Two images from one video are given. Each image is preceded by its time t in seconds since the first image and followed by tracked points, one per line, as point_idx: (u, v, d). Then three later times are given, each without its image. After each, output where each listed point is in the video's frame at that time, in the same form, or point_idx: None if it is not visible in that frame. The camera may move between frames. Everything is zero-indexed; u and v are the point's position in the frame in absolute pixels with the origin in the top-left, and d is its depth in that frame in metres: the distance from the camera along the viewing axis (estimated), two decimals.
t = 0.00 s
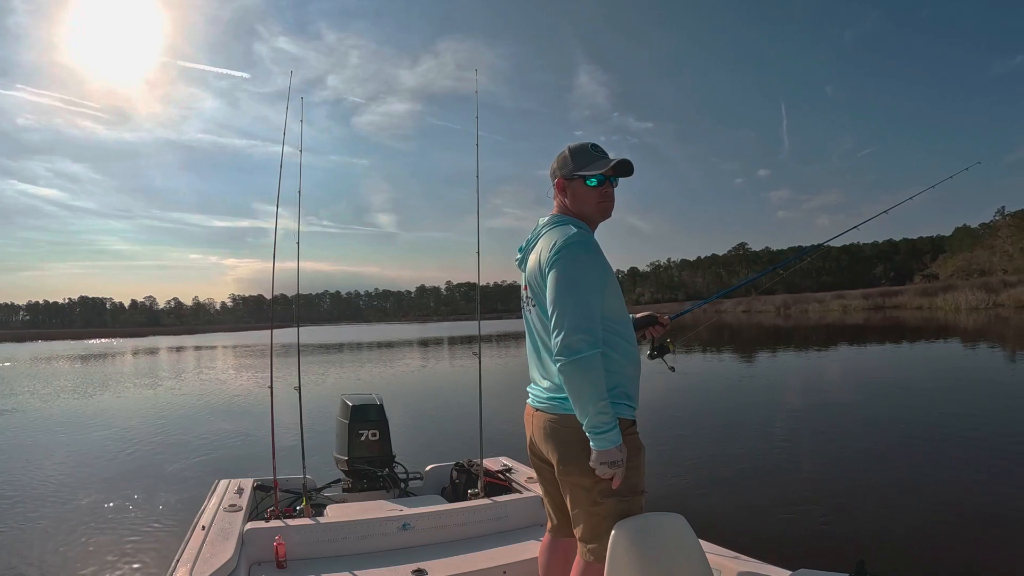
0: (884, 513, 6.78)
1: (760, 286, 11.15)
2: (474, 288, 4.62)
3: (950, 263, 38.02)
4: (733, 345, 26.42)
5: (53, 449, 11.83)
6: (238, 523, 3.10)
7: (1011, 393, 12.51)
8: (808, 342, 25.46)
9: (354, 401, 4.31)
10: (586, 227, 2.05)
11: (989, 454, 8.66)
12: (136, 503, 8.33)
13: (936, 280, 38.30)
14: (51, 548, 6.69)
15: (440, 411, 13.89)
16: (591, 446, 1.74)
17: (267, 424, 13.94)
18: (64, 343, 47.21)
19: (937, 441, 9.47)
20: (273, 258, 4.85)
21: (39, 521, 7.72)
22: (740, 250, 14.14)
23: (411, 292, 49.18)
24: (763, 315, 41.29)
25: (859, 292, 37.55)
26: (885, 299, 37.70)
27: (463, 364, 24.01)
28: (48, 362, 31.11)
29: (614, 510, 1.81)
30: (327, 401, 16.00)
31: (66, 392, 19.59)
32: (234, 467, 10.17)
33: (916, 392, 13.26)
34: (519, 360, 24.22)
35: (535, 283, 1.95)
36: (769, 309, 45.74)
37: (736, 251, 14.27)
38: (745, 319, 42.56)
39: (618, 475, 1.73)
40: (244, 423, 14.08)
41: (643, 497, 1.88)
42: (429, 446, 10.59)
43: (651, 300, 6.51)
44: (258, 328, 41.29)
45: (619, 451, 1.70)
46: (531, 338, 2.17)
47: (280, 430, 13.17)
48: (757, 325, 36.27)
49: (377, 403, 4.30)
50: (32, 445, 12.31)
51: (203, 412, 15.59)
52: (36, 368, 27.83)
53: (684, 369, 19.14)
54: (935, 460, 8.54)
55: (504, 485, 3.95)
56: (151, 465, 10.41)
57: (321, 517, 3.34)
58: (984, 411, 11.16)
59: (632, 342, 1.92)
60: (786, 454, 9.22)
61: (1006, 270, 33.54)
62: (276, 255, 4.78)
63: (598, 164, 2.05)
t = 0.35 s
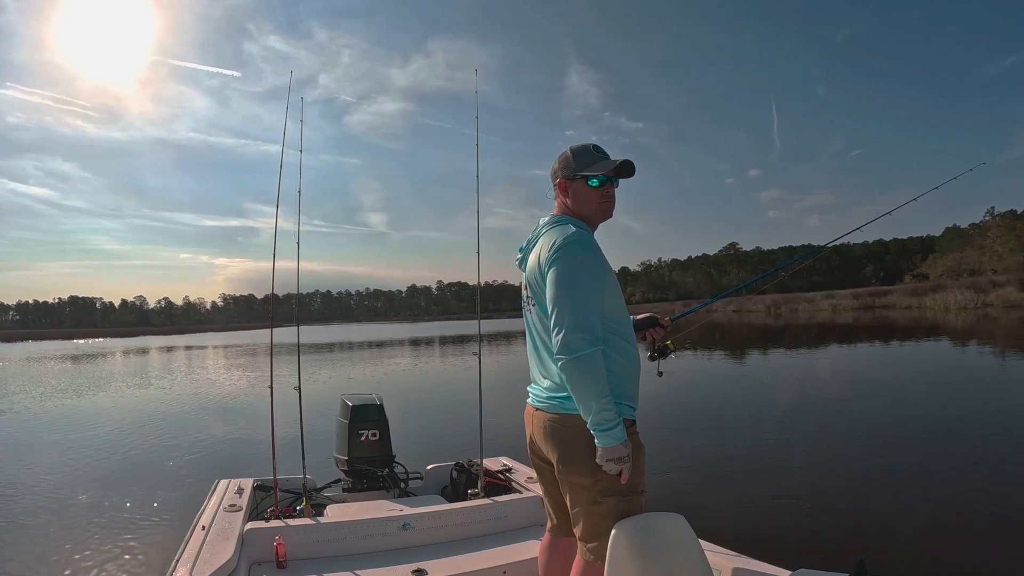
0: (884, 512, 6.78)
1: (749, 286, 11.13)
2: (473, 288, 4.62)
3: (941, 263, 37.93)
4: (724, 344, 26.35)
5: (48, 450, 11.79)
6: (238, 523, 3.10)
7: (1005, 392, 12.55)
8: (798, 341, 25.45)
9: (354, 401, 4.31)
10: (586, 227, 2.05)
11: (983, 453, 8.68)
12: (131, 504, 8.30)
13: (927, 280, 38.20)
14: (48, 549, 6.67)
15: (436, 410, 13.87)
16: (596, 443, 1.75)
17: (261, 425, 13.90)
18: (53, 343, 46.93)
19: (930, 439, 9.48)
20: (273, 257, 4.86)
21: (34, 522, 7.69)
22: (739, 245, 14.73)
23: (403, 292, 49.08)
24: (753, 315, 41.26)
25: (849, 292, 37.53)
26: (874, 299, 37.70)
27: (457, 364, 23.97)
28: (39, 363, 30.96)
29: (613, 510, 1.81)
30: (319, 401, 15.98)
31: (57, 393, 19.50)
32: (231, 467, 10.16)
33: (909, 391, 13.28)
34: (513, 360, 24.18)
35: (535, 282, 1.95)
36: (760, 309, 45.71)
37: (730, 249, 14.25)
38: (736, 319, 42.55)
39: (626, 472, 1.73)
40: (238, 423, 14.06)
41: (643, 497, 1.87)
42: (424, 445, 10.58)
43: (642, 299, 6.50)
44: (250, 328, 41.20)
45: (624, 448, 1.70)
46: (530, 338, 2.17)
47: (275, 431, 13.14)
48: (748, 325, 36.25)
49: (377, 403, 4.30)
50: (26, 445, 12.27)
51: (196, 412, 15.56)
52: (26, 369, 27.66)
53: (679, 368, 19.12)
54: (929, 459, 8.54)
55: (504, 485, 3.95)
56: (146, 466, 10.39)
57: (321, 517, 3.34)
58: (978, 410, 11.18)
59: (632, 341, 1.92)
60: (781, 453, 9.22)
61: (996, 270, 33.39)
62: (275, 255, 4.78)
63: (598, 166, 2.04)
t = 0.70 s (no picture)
0: (884, 511, 6.78)
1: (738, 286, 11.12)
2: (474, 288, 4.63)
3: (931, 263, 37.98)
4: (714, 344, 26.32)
5: (44, 450, 11.75)
6: (238, 523, 3.10)
7: (1000, 391, 12.59)
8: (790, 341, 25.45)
9: (354, 401, 4.31)
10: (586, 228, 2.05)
11: (977, 452, 8.70)
12: (126, 504, 8.28)
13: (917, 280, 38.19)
14: (45, 549, 6.65)
15: (432, 410, 13.85)
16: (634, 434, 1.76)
17: (254, 425, 13.86)
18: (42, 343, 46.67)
19: (924, 438, 9.50)
20: (274, 257, 4.85)
21: (29, 522, 7.65)
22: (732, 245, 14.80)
23: (396, 292, 48.99)
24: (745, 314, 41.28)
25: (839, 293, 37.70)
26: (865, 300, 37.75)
27: (452, 364, 23.93)
28: (28, 363, 30.79)
29: (615, 509, 1.81)
30: (312, 402, 15.96)
31: (49, 393, 19.41)
32: (228, 467, 10.15)
33: (903, 390, 13.31)
34: (508, 359, 24.14)
35: (539, 286, 1.93)
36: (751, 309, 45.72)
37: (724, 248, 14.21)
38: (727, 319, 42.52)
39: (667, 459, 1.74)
40: (233, 423, 14.03)
41: (644, 496, 1.87)
42: (419, 445, 10.56)
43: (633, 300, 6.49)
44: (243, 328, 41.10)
45: (664, 432, 1.73)
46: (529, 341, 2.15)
47: (269, 432, 13.12)
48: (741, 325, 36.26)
49: (377, 403, 4.30)
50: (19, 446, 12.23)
51: (189, 412, 15.51)
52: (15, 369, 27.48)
53: (674, 368, 19.09)
54: (924, 458, 8.56)
55: (504, 486, 3.95)
56: (141, 466, 10.35)
57: (321, 517, 3.34)
58: (971, 409, 11.21)
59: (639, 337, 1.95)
60: (779, 453, 9.21)
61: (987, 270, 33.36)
62: (275, 255, 4.78)
63: (607, 168, 2.10)
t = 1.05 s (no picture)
0: (883, 510, 6.80)
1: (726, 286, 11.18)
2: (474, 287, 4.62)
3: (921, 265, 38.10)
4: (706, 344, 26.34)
5: (40, 450, 11.72)
6: (238, 523, 3.10)
7: (994, 391, 12.68)
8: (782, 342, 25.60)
9: (354, 400, 4.31)
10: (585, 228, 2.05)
11: (971, 452, 8.75)
12: (123, 505, 8.27)
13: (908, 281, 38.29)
14: (43, 551, 6.63)
15: (427, 411, 13.86)
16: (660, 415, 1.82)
17: (249, 425, 13.86)
18: (34, 343, 46.48)
19: (917, 438, 9.56)
20: (273, 257, 4.85)
21: (26, 523, 7.63)
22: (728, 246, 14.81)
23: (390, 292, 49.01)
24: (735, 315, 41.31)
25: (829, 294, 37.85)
26: (855, 300, 37.93)
27: (447, 364, 23.94)
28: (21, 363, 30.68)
29: (618, 509, 1.81)
30: (306, 403, 15.97)
31: (42, 394, 19.37)
32: (226, 467, 10.16)
33: (896, 390, 13.36)
34: (503, 360, 24.13)
35: (544, 287, 1.91)
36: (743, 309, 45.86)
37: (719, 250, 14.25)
38: (719, 319, 42.67)
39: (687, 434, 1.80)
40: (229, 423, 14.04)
41: (645, 495, 1.87)
42: (415, 446, 10.57)
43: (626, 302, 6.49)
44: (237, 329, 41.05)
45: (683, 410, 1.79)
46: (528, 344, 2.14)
47: (264, 432, 13.13)
48: (732, 325, 36.27)
49: (377, 403, 4.30)
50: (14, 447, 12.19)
51: (184, 413, 15.50)
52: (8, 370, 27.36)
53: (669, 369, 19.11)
54: (919, 457, 8.59)
55: (505, 486, 3.95)
56: (137, 466, 10.35)
57: (321, 517, 3.34)
58: (965, 409, 11.26)
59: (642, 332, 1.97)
60: (777, 453, 9.23)
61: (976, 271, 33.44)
62: (275, 255, 4.77)
63: (602, 169, 2.10)
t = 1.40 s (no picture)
0: (883, 510, 6.81)
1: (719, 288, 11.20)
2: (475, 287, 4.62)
3: (913, 267, 38.23)
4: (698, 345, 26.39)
5: (37, 450, 11.70)
6: (238, 523, 3.10)
7: (988, 391, 12.73)
8: (775, 343, 25.83)
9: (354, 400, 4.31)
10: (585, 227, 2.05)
11: (966, 452, 8.78)
12: (118, 506, 8.26)
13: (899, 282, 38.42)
14: (41, 552, 6.62)
15: (422, 411, 13.87)
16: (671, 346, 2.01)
17: (244, 425, 13.85)
18: (25, 343, 46.38)
19: (912, 438, 9.58)
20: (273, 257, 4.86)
21: (23, 524, 7.61)
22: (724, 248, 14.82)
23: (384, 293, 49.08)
24: (728, 316, 41.34)
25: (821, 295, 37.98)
26: (847, 302, 38.02)
27: (441, 365, 23.94)
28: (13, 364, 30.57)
29: (616, 509, 1.81)
30: (300, 405, 15.97)
31: (35, 395, 19.33)
32: (223, 468, 10.15)
33: (890, 391, 13.40)
34: (498, 360, 24.13)
35: (547, 288, 1.88)
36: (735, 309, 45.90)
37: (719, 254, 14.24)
38: (710, 319, 42.71)
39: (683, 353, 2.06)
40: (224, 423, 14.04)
41: (643, 495, 1.88)
42: (411, 446, 10.57)
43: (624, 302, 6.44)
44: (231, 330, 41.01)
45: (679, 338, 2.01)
46: (523, 343, 2.12)
47: (259, 433, 13.12)
48: (726, 326, 36.29)
49: (377, 403, 4.30)
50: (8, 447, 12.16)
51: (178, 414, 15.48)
52: None
53: (665, 369, 19.10)
54: (915, 458, 8.60)
55: (504, 486, 3.95)
56: (132, 467, 10.34)
57: (321, 517, 3.34)
58: (960, 409, 11.29)
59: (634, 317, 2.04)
60: (775, 453, 9.23)
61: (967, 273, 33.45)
62: (274, 256, 4.77)
63: (602, 169, 2.10)
